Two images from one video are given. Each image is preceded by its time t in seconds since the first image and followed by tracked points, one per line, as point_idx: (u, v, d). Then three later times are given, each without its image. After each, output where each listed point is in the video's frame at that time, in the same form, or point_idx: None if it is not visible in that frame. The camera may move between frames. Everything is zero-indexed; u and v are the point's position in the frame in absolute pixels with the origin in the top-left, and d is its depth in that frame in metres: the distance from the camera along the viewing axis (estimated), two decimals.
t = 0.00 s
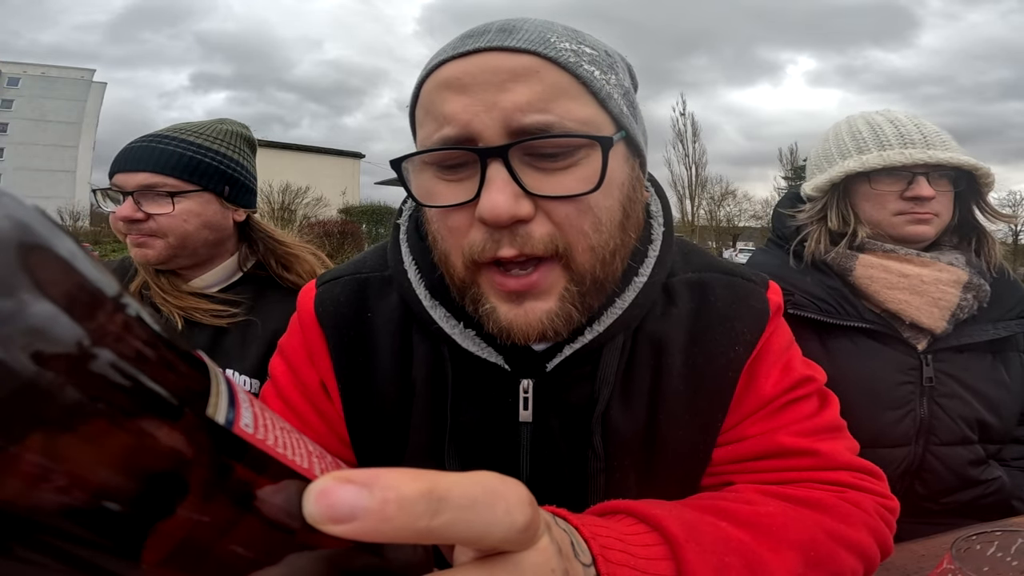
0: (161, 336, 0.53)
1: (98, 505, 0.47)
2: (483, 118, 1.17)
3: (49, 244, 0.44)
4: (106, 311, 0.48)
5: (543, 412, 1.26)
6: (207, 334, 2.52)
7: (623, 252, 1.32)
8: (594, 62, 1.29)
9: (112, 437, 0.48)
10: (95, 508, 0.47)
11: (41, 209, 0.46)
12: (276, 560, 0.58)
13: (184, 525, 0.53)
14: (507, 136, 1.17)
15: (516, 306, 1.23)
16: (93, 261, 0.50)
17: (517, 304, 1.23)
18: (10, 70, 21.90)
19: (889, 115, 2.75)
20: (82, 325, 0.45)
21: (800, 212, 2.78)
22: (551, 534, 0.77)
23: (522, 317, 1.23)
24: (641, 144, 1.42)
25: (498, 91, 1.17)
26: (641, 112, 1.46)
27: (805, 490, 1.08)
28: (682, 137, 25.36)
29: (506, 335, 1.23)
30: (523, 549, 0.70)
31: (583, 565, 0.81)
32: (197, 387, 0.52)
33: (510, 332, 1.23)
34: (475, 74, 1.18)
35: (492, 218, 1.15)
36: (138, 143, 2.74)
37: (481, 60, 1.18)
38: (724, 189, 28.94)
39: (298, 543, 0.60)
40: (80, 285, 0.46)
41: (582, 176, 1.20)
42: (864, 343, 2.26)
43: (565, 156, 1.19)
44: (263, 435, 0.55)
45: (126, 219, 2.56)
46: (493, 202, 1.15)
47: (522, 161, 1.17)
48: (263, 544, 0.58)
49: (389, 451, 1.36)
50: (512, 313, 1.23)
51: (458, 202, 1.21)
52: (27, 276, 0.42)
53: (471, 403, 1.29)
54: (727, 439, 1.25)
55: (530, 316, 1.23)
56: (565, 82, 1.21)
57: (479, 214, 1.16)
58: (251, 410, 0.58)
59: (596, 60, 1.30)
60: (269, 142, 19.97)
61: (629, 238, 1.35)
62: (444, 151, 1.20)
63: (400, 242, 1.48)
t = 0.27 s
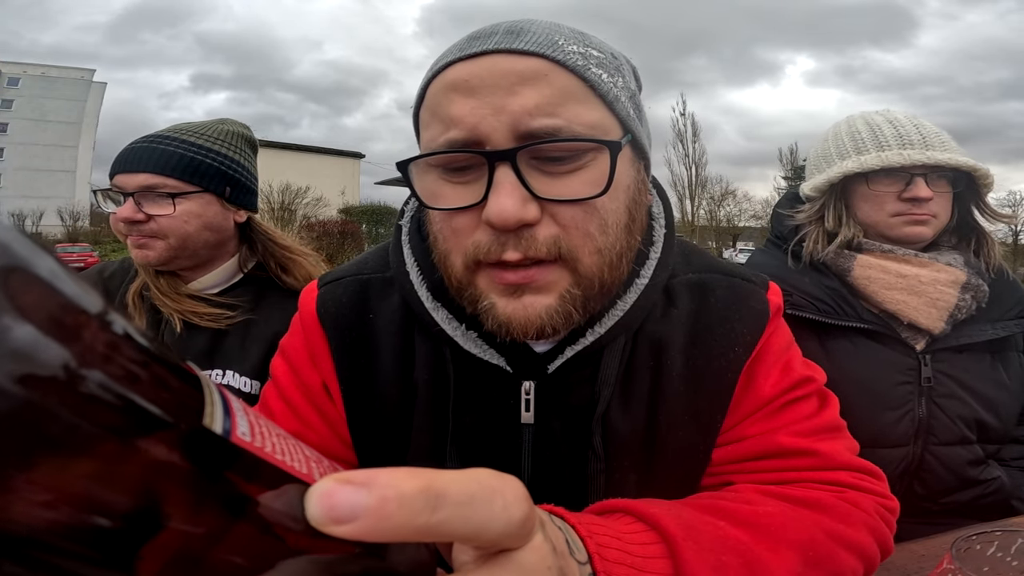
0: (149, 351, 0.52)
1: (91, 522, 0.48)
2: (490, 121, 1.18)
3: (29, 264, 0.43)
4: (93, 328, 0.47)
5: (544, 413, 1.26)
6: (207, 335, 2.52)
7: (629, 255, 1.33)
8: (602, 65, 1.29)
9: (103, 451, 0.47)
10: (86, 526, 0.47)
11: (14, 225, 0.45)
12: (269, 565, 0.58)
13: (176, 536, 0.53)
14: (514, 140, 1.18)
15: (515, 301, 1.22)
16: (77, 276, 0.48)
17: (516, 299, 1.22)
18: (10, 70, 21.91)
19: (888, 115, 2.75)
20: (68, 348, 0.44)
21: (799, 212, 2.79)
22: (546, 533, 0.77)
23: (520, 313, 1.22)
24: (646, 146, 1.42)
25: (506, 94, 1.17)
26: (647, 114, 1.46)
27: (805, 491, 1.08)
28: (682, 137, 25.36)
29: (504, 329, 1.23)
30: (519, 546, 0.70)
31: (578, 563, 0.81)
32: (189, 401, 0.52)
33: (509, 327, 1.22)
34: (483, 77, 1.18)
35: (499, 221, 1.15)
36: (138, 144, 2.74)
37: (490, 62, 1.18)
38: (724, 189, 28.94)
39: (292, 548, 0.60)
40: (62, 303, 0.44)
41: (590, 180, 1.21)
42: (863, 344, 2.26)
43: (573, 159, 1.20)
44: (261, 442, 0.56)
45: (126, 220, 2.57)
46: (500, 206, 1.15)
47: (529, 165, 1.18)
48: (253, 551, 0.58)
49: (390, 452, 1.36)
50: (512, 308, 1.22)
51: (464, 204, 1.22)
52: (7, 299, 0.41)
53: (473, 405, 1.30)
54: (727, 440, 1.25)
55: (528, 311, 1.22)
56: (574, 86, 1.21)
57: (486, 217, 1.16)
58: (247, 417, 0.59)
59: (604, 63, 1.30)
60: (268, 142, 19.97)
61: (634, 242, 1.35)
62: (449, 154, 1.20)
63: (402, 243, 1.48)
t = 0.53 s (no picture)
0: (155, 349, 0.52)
1: (95, 517, 0.47)
2: (488, 120, 1.17)
3: (40, 257, 0.42)
4: (101, 323, 0.46)
5: (544, 413, 1.26)
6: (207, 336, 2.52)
7: (627, 255, 1.33)
8: (599, 63, 1.29)
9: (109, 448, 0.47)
10: (91, 522, 0.47)
11: (23, 217, 0.44)
12: (272, 565, 0.58)
13: (180, 533, 0.54)
14: (513, 138, 1.18)
15: (516, 305, 1.22)
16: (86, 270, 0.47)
17: (518, 303, 1.22)
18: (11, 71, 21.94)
19: (887, 115, 2.75)
20: (78, 341, 0.43)
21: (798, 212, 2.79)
22: (543, 532, 0.78)
23: (522, 316, 1.22)
24: (645, 145, 1.42)
25: (504, 93, 1.17)
26: (646, 112, 1.46)
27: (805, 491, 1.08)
28: (682, 137, 25.35)
29: (506, 335, 1.23)
30: (518, 546, 0.70)
31: (576, 563, 0.81)
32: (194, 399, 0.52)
33: (511, 331, 1.22)
34: (479, 75, 1.18)
35: (495, 220, 1.15)
36: (138, 144, 2.74)
37: (486, 61, 1.18)
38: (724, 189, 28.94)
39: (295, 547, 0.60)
40: (70, 295, 0.43)
41: (587, 180, 1.20)
42: (863, 344, 2.26)
43: (570, 158, 1.20)
44: (265, 444, 0.56)
45: (127, 220, 2.57)
46: (496, 205, 1.15)
47: (526, 163, 1.18)
48: (255, 550, 0.58)
49: (389, 452, 1.36)
50: (513, 313, 1.22)
51: (463, 203, 1.21)
52: (18, 292, 0.40)
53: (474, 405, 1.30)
54: (727, 439, 1.25)
55: (530, 316, 1.22)
56: (571, 84, 1.21)
57: (482, 216, 1.16)
58: (252, 418, 0.59)
59: (601, 61, 1.30)
60: (269, 142, 19.97)
61: (633, 241, 1.35)
62: (447, 153, 1.20)
63: (403, 244, 1.48)
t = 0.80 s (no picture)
0: (168, 340, 0.53)
1: (92, 509, 0.47)
2: (480, 126, 1.17)
3: (55, 249, 0.45)
4: (116, 318, 0.48)
5: (544, 413, 1.27)
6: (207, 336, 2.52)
7: (624, 257, 1.33)
8: (593, 64, 1.29)
9: (106, 443, 0.47)
10: (88, 514, 0.47)
11: (41, 215, 0.47)
12: (277, 564, 0.58)
13: (180, 529, 0.54)
14: (507, 144, 1.17)
15: (513, 310, 1.23)
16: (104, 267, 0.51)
17: (516, 309, 1.23)
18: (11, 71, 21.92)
19: (889, 116, 2.75)
20: (91, 334, 0.45)
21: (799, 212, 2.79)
22: (541, 535, 0.78)
23: (520, 323, 1.22)
24: (641, 146, 1.42)
25: (495, 98, 1.17)
26: (642, 113, 1.46)
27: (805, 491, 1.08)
28: (682, 137, 25.35)
29: (503, 339, 1.23)
30: (517, 551, 0.70)
31: (574, 565, 0.81)
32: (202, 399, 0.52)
33: (509, 336, 1.23)
34: (471, 81, 1.18)
35: (488, 227, 1.15)
36: (139, 145, 2.74)
37: (478, 66, 1.18)
38: (724, 189, 28.94)
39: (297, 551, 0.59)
40: (84, 288, 0.46)
41: (579, 186, 1.20)
42: (863, 344, 2.26)
43: (565, 162, 1.19)
44: (272, 450, 0.56)
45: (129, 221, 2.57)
46: (490, 212, 1.15)
47: (520, 168, 1.17)
48: (254, 547, 0.58)
49: (389, 452, 1.36)
50: (512, 318, 1.23)
51: (456, 209, 1.22)
52: (33, 282, 0.43)
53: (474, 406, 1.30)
54: (727, 439, 1.25)
55: (528, 322, 1.22)
56: (564, 87, 1.21)
57: (476, 223, 1.16)
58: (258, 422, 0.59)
59: (595, 62, 1.30)
60: (269, 142, 19.96)
61: (631, 243, 1.35)
62: (438, 159, 1.20)
63: (402, 245, 1.48)
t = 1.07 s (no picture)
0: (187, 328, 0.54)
1: (106, 494, 0.47)
2: (483, 128, 1.17)
3: (82, 235, 0.47)
4: (144, 307, 0.50)
5: (544, 413, 1.27)
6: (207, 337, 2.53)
7: (625, 255, 1.33)
8: (593, 64, 1.29)
9: (120, 424, 0.47)
10: (102, 498, 0.47)
11: (71, 203, 0.49)
12: (284, 561, 0.58)
13: (192, 518, 0.53)
14: (509, 146, 1.17)
15: (513, 304, 1.22)
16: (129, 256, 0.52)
17: (516, 302, 1.22)
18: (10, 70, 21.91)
19: (891, 115, 2.75)
20: (121, 322, 0.47)
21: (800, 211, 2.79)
22: (542, 534, 0.78)
23: (519, 315, 1.22)
24: (641, 146, 1.42)
25: (497, 99, 1.17)
26: (641, 113, 1.46)
27: (804, 491, 1.08)
28: (682, 137, 25.34)
29: (505, 333, 1.23)
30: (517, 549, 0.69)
31: (574, 564, 0.81)
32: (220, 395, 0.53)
33: (509, 330, 1.23)
34: (474, 82, 1.18)
35: (492, 227, 1.15)
36: (138, 147, 2.73)
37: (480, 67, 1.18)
38: (724, 189, 28.94)
39: (302, 544, 0.59)
40: (114, 275, 0.48)
41: (579, 187, 1.20)
42: (864, 345, 2.26)
43: (566, 162, 1.19)
44: (286, 443, 0.56)
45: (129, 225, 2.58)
46: (494, 213, 1.15)
47: (522, 169, 1.18)
48: (263, 538, 0.58)
49: (390, 452, 1.36)
50: (511, 311, 1.22)
51: (459, 211, 1.22)
52: (67, 267, 0.44)
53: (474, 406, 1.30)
54: (726, 440, 1.25)
55: (527, 314, 1.22)
56: (565, 88, 1.21)
57: (481, 224, 1.17)
58: (275, 415, 0.59)
59: (595, 62, 1.30)
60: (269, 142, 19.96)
61: (631, 241, 1.35)
62: (441, 160, 1.20)
63: (402, 246, 1.48)
